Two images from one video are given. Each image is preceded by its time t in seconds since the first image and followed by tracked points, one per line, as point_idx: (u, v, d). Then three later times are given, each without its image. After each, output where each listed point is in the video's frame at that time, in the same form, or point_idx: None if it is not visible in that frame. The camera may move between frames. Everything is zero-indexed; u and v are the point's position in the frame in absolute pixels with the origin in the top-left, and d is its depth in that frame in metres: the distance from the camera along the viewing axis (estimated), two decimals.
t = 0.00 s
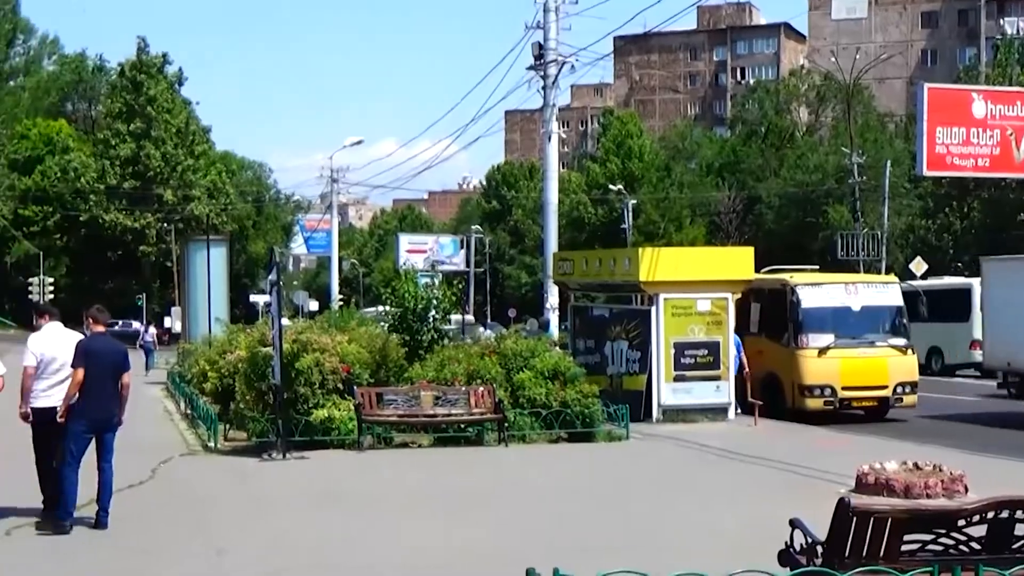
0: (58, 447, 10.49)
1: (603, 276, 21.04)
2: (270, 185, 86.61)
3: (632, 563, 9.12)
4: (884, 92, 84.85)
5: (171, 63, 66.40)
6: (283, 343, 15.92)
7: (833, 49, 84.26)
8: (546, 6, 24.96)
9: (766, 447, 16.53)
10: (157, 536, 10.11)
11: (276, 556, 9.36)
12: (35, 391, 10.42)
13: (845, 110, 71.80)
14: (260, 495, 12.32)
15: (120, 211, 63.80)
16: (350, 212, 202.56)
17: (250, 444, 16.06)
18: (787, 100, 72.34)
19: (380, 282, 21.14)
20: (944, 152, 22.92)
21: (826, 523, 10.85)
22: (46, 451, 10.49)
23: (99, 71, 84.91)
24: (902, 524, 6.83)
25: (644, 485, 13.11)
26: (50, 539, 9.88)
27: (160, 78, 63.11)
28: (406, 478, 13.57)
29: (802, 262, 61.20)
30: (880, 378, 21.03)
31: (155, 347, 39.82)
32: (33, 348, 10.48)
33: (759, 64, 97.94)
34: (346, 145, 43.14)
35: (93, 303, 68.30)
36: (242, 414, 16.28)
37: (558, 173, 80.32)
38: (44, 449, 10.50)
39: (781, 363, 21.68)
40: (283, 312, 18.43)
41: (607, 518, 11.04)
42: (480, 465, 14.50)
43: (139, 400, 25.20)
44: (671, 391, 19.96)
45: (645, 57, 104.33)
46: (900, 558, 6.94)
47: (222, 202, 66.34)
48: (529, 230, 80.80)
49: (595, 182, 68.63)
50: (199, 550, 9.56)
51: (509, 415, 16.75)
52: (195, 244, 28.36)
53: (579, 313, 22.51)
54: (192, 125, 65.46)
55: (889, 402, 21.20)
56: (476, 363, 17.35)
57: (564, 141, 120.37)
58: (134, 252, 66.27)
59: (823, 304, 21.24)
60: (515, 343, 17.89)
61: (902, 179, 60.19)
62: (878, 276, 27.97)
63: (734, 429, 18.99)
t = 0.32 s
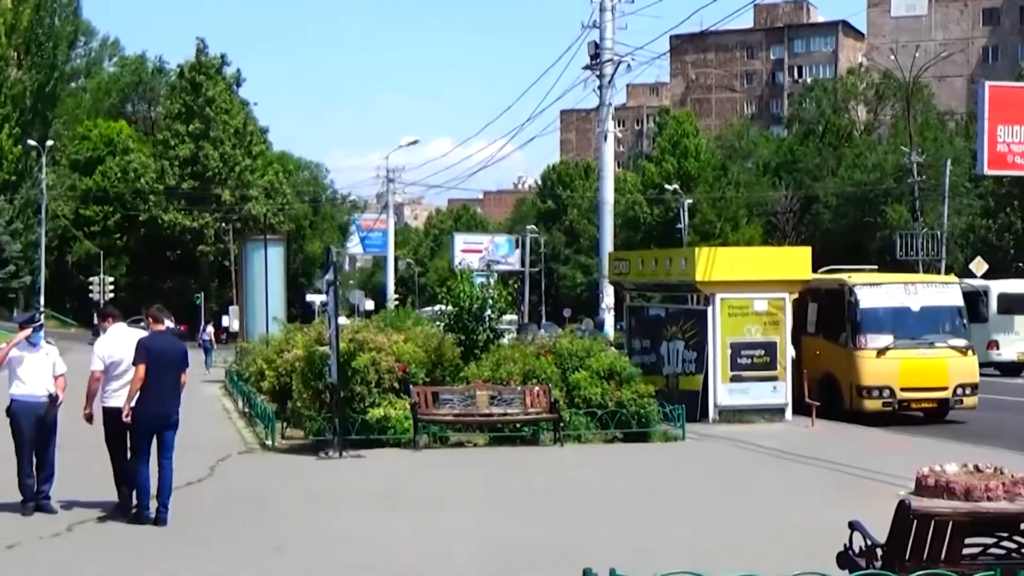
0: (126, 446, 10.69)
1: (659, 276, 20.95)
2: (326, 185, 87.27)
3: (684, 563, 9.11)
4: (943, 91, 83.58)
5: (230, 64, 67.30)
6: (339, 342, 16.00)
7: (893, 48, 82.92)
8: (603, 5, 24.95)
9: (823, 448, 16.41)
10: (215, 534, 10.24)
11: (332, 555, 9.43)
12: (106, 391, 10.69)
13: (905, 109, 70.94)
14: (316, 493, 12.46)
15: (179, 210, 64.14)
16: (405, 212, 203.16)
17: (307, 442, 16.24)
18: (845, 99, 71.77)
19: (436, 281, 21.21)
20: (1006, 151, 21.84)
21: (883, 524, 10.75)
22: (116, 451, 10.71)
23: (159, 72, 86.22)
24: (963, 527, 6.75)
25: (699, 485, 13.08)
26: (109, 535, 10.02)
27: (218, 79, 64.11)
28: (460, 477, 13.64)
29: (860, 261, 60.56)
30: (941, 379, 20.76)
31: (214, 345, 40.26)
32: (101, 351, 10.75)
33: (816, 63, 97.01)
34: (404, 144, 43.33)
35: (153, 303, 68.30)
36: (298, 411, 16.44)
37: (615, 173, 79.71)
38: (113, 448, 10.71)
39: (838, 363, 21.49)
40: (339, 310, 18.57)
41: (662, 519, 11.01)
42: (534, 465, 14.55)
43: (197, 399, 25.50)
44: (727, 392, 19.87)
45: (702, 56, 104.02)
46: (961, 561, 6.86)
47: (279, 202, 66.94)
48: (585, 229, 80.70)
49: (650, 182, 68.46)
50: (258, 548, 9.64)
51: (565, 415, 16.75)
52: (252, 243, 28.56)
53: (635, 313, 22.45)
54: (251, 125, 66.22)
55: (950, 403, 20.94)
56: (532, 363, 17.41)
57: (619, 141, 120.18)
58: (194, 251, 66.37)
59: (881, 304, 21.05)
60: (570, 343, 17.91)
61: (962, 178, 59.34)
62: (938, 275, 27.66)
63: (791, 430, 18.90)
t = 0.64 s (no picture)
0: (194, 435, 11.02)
1: (720, 274, 20.84)
2: (386, 183, 87.75)
3: (746, 563, 9.08)
4: (1010, 86, 81.80)
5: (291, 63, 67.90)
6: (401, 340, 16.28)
7: (957, 42, 83.16)
8: (663, 2, 24.85)
9: (886, 448, 16.25)
10: (278, 530, 10.36)
11: (392, 552, 9.51)
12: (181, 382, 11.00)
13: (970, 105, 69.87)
14: (376, 490, 12.59)
15: (241, 209, 64.83)
16: (464, 210, 203.34)
17: (368, 439, 16.34)
18: (909, 95, 70.80)
19: (496, 279, 21.23)
20: None
21: (948, 525, 10.64)
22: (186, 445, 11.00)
23: (221, 72, 87.16)
24: None
25: (760, 484, 13.04)
26: (174, 531, 10.17)
27: (279, 79, 64.71)
28: (519, 475, 13.70)
29: (924, 259, 59.66)
30: (1006, 378, 20.53)
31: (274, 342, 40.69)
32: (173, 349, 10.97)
33: (879, 59, 95.61)
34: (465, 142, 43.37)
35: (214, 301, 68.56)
36: (360, 409, 16.61)
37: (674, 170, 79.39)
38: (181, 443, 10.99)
39: (902, 362, 21.25)
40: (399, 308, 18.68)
41: (724, 517, 11.00)
42: (594, 463, 14.57)
43: (259, 396, 25.78)
44: (789, 391, 19.73)
45: (763, 52, 103.24)
46: None
47: (339, 200, 67.49)
48: (644, 228, 80.33)
49: (711, 180, 68.12)
50: (319, 545, 9.76)
51: (625, 413, 16.77)
52: (313, 242, 28.87)
53: (696, 311, 22.27)
54: (311, 124, 66.79)
55: (1015, 403, 20.68)
56: (592, 360, 17.41)
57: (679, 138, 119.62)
58: (255, 250, 66.98)
59: (946, 302, 20.71)
60: (631, 342, 17.88)
61: None
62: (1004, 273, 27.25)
63: (853, 430, 18.74)
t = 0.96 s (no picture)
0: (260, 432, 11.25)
1: (782, 270, 20.74)
2: (445, 180, 88.06)
3: (810, 561, 9.05)
4: None
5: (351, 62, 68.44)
6: (460, 337, 16.49)
7: None
8: None
9: (951, 446, 16.06)
10: (341, 525, 10.49)
11: (452, 548, 9.57)
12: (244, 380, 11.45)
13: None
14: (437, 486, 12.68)
15: (301, 207, 65.44)
16: (524, 207, 203.08)
17: (427, 436, 16.44)
18: (973, 88, 69.59)
19: (556, 275, 21.24)
20: None
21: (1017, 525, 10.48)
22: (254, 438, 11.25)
23: (281, 71, 87.95)
24: None
25: (821, 481, 12.96)
26: (239, 526, 10.33)
27: (339, 77, 65.70)
28: (579, 472, 13.69)
29: (987, 254, 58.59)
30: None
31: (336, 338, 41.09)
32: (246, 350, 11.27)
33: (943, 52, 94.51)
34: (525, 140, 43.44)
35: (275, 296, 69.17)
36: (420, 405, 16.74)
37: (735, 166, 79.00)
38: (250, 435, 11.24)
39: (967, 359, 20.99)
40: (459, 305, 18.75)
41: (786, 515, 10.94)
42: (653, 460, 14.53)
43: (320, 392, 26.04)
44: (852, 387, 19.54)
45: (823, 46, 102.20)
46: None
47: (399, 197, 67.88)
48: (704, 223, 79.83)
49: (771, 175, 67.53)
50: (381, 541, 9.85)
51: (686, 410, 16.75)
52: (373, 239, 29.15)
53: (757, 308, 22.13)
54: (371, 122, 67.32)
55: None
56: (653, 357, 17.40)
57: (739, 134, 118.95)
58: (315, 246, 67.78)
59: (1012, 297, 20.44)
60: (691, 337, 17.87)
61: None
62: None
63: (918, 427, 18.51)
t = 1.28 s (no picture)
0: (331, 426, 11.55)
1: (839, 264, 20.54)
2: (500, 174, 88.11)
3: (873, 557, 8.99)
4: None
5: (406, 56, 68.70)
6: (515, 331, 16.33)
7: None
8: None
9: (1012, 442, 15.86)
10: (399, 518, 10.59)
11: (508, 541, 9.67)
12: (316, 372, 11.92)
13: None
14: (493, 480, 12.74)
15: (357, 202, 66.00)
16: (578, 200, 202.58)
17: (483, 430, 16.53)
18: None
19: (611, 268, 21.21)
20: None
21: None
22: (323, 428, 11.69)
23: (337, 66, 88.49)
24: None
25: (880, 476, 12.86)
26: (299, 517, 10.49)
27: (394, 72, 65.89)
28: (635, 467, 13.63)
29: None
30: None
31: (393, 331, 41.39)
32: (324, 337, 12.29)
33: (1004, 43, 93.43)
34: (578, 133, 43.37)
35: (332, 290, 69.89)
36: (475, 399, 16.79)
37: (791, 158, 78.36)
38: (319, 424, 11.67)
39: None
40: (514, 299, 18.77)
41: (843, 510, 10.89)
42: (710, 455, 14.48)
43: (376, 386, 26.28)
44: (911, 382, 19.31)
45: (882, 38, 100.80)
46: None
47: (453, 191, 68.08)
48: (759, 217, 79.23)
49: (828, 168, 66.68)
50: (438, 533, 9.96)
51: (742, 405, 16.69)
52: (428, 233, 29.32)
53: (813, 302, 21.87)
54: (426, 116, 67.57)
55: None
56: (709, 351, 17.40)
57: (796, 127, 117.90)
58: (370, 240, 68.23)
59: None
60: (747, 331, 17.80)
61: None
62: None
63: (977, 423, 18.31)
